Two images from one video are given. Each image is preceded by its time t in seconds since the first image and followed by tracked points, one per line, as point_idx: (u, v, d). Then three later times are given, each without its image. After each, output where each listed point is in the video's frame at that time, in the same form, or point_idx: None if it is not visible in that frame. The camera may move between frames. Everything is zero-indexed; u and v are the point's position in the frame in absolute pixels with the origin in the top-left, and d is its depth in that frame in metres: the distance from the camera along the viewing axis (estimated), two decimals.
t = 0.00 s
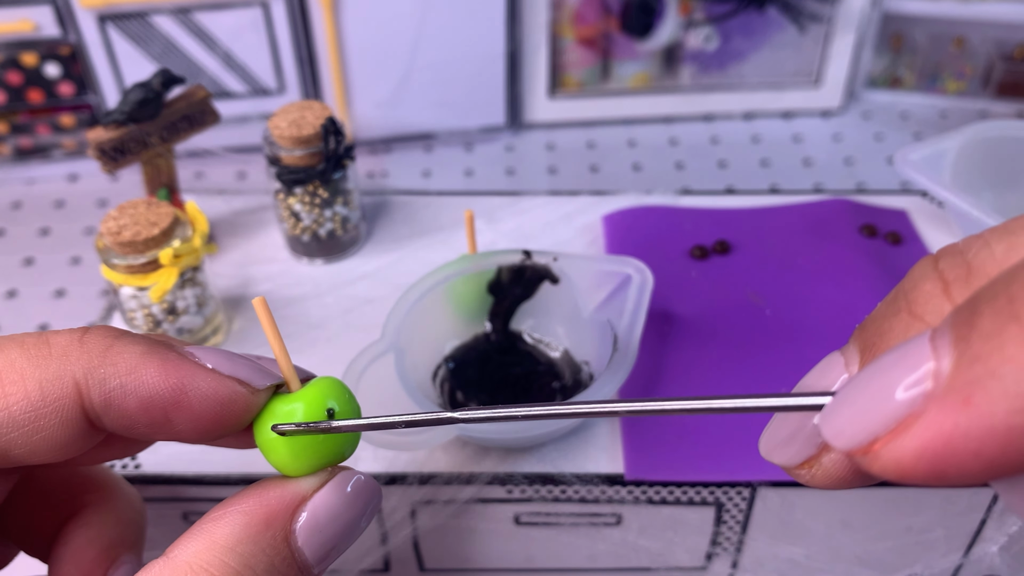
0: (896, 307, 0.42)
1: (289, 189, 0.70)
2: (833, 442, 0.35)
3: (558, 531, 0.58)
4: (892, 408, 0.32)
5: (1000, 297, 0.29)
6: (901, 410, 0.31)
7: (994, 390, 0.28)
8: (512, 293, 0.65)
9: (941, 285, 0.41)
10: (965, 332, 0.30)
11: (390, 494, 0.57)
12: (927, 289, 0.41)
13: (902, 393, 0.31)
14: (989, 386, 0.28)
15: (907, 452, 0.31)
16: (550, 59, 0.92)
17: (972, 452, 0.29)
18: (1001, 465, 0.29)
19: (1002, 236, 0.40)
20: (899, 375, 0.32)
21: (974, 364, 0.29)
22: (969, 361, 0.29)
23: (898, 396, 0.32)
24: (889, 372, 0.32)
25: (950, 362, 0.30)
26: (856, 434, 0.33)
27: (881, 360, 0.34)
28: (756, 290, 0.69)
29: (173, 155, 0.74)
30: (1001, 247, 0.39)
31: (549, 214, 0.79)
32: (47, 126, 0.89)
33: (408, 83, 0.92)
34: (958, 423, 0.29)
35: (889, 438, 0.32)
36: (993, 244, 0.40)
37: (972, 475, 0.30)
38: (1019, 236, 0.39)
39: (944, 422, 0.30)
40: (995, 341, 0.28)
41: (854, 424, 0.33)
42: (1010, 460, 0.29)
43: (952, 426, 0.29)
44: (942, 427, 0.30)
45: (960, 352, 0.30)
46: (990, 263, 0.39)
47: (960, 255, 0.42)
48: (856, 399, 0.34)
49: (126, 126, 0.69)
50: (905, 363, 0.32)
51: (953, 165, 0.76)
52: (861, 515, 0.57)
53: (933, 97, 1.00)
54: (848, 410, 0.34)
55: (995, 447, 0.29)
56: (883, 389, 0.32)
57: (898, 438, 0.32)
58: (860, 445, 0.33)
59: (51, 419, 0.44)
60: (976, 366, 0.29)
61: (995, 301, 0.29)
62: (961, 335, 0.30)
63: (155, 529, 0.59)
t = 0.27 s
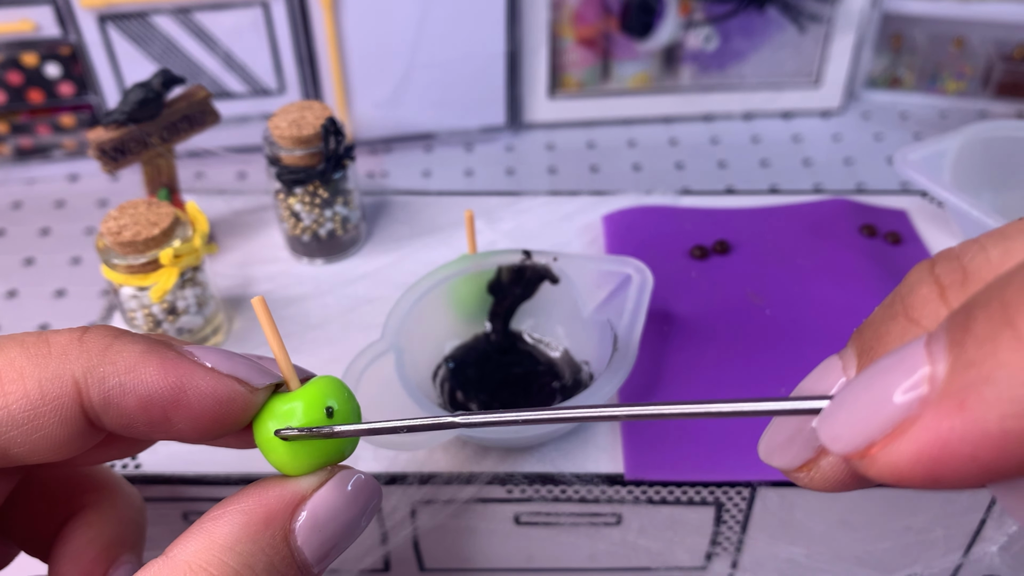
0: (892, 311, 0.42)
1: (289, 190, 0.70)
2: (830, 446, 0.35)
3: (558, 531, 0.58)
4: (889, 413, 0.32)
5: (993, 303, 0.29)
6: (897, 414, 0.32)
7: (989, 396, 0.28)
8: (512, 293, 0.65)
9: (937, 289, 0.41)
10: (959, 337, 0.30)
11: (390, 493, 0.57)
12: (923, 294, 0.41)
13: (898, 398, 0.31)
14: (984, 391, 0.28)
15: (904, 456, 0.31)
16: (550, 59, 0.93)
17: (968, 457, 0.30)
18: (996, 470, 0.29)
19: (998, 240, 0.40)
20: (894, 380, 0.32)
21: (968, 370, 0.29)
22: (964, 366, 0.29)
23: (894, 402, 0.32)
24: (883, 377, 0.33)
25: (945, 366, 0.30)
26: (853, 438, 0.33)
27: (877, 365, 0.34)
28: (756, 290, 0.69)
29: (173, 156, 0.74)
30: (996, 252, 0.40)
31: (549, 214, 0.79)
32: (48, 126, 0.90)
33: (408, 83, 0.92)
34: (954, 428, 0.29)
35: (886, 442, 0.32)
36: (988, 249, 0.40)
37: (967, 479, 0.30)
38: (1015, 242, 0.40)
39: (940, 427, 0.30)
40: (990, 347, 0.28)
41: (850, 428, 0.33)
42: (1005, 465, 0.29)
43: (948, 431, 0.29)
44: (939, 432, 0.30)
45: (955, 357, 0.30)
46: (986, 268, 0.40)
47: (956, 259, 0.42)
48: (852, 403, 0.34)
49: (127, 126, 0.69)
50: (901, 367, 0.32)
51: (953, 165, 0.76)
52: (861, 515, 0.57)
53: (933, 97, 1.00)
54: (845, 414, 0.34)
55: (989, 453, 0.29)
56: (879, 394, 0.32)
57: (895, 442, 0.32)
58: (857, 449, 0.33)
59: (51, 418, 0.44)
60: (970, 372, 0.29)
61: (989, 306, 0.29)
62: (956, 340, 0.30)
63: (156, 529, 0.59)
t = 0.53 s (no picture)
0: (893, 310, 0.42)
1: (289, 190, 0.70)
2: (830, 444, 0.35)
3: (558, 531, 0.58)
4: (889, 411, 0.32)
5: (993, 300, 0.29)
6: (897, 412, 0.31)
7: (989, 392, 0.28)
8: (511, 293, 0.65)
9: (937, 288, 0.41)
10: (959, 335, 0.30)
11: (390, 493, 0.57)
12: (923, 292, 0.41)
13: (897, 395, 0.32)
14: (984, 388, 0.28)
15: (904, 454, 0.31)
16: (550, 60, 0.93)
17: (967, 455, 0.30)
18: (996, 468, 0.29)
19: (997, 240, 0.41)
20: (895, 377, 0.32)
21: (968, 366, 0.29)
22: (964, 363, 0.29)
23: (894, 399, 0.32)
24: (884, 375, 0.33)
25: (945, 364, 0.30)
26: (853, 436, 0.33)
27: (877, 363, 0.34)
28: (755, 290, 0.69)
29: (173, 156, 0.74)
30: (996, 251, 0.40)
31: (549, 214, 0.79)
32: (48, 126, 0.90)
33: (408, 84, 0.92)
34: (953, 425, 0.29)
35: (886, 440, 0.32)
36: (988, 249, 0.41)
37: (967, 476, 0.30)
38: (1014, 241, 0.40)
39: (940, 424, 0.30)
40: (989, 344, 0.28)
41: (850, 427, 0.33)
42: (1006, 462, 0.29)
43: (948, 428, 0.29)
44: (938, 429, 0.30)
45: (955, 354, 0.30)
46: (986, 267, 0.40)
47: (956, 259, 0.42)
48: (852, 401, 0.34)
49: (127, 126, 0.69)
50: (901, 364, 0.32)
51: (953, 165, 0.76)
52: (861, 515, 0.57)
53: (933, 97, 1.00)
54: (845, 412, 0.34)
55: (989, 450, 0.29)
56: (879, 392, 0.32)
57: (894, 440, 0.32)
58: (857, 447, 0.33)
59: (51, 418, 0.44)
60: (970, 368, 0.29)
61: (989, 304, 0.29)
62: (956, 338, 0.30)
63: (156, 529, 0.59)
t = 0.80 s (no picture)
0: (886, 316, 0.42)
1: (289, 189, 0.70)
2: (824, 451, 0.35)
3: (558, 531, 0.58)
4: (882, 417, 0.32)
5: (984, 308, 0.29)
6: (891, 418, 0.31)
7: (980, 400, 0.28)
8: (512, 293, 0.65)
9: (929, 293, 0.41)
10: (951, 342, 0.30)
11: (390, 493, 0.57)
12: (916, 298, 0.41)
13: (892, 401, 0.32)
14: (975, 395, 0.28)
15: (895, 461, 0.31)
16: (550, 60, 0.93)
17: (960, 462, 0.29)
18: (990, 474, 0.29)
19: (989, 246, 0.41)
20: (889, 383, 0.32)
21: (960, 373, 0.29)
22: (956, 371, 0.29)
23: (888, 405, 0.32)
24: (878, 382, 0.33)
25: (937, 371, 0.30)
26: (846, 443, 0.33)
27: (872, 368, 0.34)
28: (755, 290, 0.69)
29: (173, 156, 0.74)
30: (988, 257, 0.40)
31: (549, 214, 0.79)
32: (48, 125, 0.90)
33: (408, 84, 0.92)
34: (944, 432, 0.29)
35: (878, 446, 0.32)
36: (981, 254, 0.41)
37: (959, 484, 0.30)
38: (1006, 247, 0.40)
39: (930, 431, 0.30)
40: (980, 351, 0.28)
41: (844, 433, 0.33)
42: (996, 469, 0.29)
43: (939, 436, 0.29)
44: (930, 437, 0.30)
45: (947, 362, 0.30)
46: (977, 273, 0.41)
47: (949, 264, 0.42)
48: (847, 407, 0.34)
49: (126, 126, 0.69)
50: (896, 370, 0.32)
51: (953, 165, 0.76)
52: (861, 515, 0.57)
53: (933, 97, 1.00)
54: (839, 419, 0.34)
55: (980, 458, 0.29)
56: (874, 398, 0.32)
57: (886, 447, 0.32)
58: (851, 453, 0.33)
59: (54, 419, 0.44)
60: (961, 376, 0.29)
61: (979, 310, 0.29)
62: (948, 345, 0.30)
63: (157, 529, 0.59)
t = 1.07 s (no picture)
0: (887, 315, 0.42)
1: (289, 190, 0.70)
2: (827, 449, 0.35)
3: (558, 531, 0.58)
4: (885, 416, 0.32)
5: (986, 305, 0.29)
6: (893, 416, 0.32)
7: (982, 398, 0.28)
8: (512, 293, 0.65)
9: (931, 291, 0.41)
10: (953, 340, 0.30)
11: (390, 493, 0.57)
12: (917, 296, 0.41)
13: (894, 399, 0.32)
14: (977, 393, 0.28)
15: (898, 458, 0.31)
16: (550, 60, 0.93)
17: (961, 459, 0.30)
18: (990, 472, 0.29)
19: (991, 245, 0.41)
20: (891, 382, 0.32)
21: (962, 372, 0.29)
22: (959, 368, 0.29)
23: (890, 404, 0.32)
24: (879, 381, 0.33)
25: (938, 369, 0.30)
26: (849, 441, 0.33)
27: (874, 367, 0.34)
28: (755, 289, 0.69)
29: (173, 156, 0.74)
30: (989, 256, 0.41)
31: (549, 214, 0.80)
32: (48, 126, 0.90)
33: (408, 84, 0.92)
34: (947, 430, 0.29)
35: (881, 444, 0.32)
36: (982, 253, 0.41)
37: (961, 480, 0.30)
38: (1008, 246, 0.40)
39: (933, 429, 0.30)
40: (982, 348, 0.28)
41: (846, 431, 0.33)
42: (998, 466, 0.29)
43: (942, 433, 0.29)
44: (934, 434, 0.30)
45: (949, 360, 0.30)
46: (979, 272, 0.41)
47: (950, 264, 0.42)
48: (849, 406, 0.34)
49: (126, 126, 0.69)
50: (898, 368, 0.32)
51: (953, 165, 0.77)
52: (861, 514, 0.57)
53: (933, 97, 1.00)
54: (841, 418, 0.34)
55: (983, 455, 0.29)
56: (875, 397, 0.32)
57: (888, 445, 0.32)
58: (853, 451, 0.33)
59: (55, 419, 0.44)
60: (964, 374, 0.29)
61: (982, 308, 0.29)
62: (949, 343, 0.30)
63: (157, 529, 0.59)
